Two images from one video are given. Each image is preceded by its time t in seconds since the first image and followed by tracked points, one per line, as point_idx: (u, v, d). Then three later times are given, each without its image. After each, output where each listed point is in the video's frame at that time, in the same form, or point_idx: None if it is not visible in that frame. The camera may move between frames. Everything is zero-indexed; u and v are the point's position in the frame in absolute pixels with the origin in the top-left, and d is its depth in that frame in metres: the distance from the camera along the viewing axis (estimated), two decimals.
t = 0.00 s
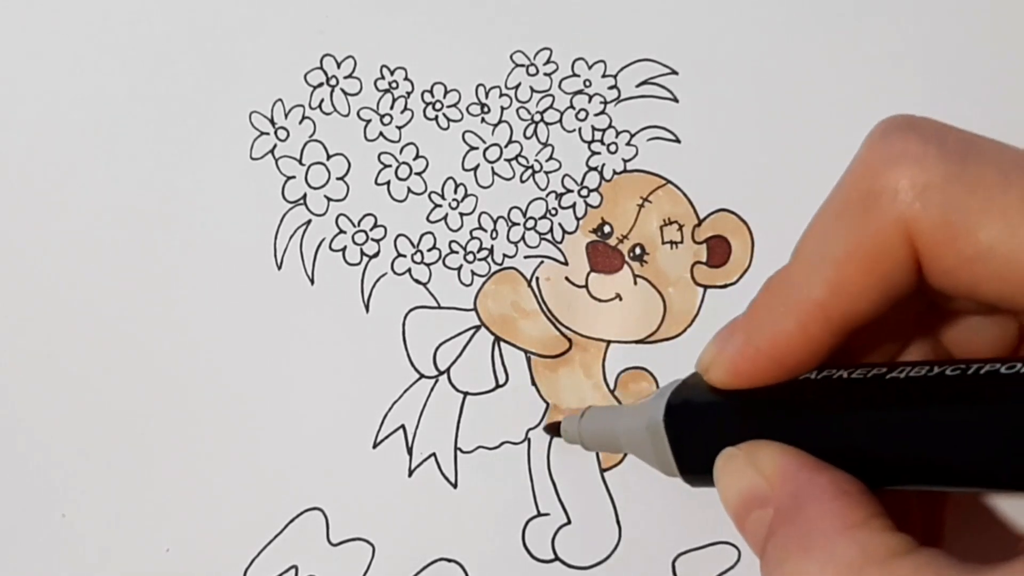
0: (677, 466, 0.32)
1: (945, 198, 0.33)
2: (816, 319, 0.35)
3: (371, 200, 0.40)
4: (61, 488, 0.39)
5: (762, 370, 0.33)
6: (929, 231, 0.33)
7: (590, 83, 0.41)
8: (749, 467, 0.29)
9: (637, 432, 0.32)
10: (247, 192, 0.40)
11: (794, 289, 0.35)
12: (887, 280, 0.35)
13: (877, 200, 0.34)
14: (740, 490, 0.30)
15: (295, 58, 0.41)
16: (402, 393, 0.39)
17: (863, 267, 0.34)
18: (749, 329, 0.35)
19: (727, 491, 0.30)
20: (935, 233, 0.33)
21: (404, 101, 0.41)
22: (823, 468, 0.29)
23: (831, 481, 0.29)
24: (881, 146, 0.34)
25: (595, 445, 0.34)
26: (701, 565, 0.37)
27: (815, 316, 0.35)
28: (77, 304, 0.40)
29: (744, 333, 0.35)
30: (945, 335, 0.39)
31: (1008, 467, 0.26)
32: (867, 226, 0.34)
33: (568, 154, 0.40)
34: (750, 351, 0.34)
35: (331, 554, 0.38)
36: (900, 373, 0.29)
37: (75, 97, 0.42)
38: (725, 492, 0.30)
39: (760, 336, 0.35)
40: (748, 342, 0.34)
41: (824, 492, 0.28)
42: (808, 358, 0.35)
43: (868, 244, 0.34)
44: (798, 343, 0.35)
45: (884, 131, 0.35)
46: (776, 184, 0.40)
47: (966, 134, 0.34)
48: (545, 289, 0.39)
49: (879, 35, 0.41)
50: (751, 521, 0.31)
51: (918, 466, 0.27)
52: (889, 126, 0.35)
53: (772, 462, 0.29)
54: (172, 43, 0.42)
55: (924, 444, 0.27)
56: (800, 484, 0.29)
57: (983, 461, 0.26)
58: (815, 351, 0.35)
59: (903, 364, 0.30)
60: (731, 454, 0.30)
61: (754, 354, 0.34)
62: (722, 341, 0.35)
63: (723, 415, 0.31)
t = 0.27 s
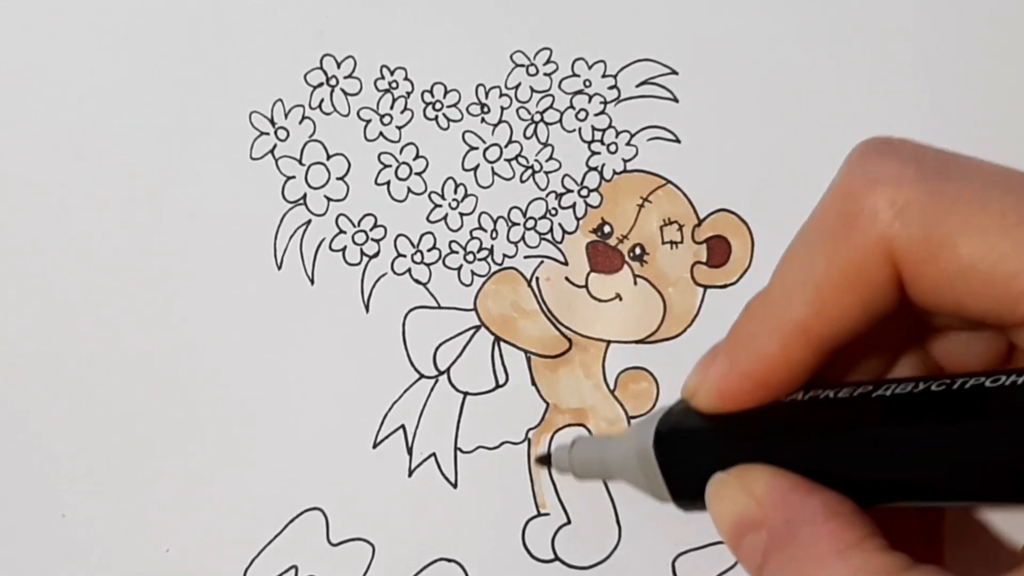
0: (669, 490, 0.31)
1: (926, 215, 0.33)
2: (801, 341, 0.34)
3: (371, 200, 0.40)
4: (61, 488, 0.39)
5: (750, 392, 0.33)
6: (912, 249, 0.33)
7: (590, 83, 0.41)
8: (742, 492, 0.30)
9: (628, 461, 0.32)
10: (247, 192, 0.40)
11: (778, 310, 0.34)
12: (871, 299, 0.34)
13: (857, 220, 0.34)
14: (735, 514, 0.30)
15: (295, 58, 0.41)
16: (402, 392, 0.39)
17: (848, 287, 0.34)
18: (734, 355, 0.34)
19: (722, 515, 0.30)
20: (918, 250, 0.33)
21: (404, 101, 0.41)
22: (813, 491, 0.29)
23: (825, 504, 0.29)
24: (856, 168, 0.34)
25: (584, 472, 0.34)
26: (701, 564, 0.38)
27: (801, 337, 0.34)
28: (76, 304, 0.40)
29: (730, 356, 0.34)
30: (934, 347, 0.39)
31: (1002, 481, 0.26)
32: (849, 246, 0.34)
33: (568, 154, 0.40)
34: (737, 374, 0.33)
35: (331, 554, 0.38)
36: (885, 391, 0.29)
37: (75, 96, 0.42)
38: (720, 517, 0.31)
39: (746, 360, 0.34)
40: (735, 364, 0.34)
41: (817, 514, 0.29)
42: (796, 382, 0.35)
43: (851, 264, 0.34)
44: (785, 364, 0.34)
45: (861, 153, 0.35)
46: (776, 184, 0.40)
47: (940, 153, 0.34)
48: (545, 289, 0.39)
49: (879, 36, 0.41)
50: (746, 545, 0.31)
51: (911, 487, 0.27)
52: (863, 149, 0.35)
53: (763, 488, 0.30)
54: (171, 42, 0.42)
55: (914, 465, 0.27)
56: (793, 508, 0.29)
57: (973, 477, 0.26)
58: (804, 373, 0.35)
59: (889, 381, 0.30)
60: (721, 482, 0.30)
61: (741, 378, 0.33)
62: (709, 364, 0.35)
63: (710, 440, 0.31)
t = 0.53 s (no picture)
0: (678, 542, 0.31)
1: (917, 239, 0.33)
2: (803, 377, 0.34)
3: (371, 200, 0.40)
4: (60, 488, 0.39)
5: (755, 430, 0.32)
6: (905, 278, 0.33)
7: (590, 83, 0.41)
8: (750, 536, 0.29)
9: (635, 511, 0.32)
10: (247, 192, 0.40)
11: (777, 347, 0.35)
12: (869, 330, 0.34)
13: (851, 252, 0.34)
14: (742, 562, 0.29)
15: (295, 58, 0.41)
16: (402, 392, 0.39)
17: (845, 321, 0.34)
18: (737, 391, 0.34)
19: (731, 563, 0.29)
20: (912, 278, 0.33)
21: (404, 101, 0.41)
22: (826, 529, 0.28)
23: (836, 544, 0.28)
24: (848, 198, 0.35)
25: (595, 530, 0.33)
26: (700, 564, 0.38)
27: (801, 373, 0.34)
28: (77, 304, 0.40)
29: (733, 393, 0.34)
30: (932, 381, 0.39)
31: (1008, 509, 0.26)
32: (844, 280, 0.34)
33: (568, 154, 0.40)
34: (741, 411, 0.33)
35: (331, 554, 0.38)
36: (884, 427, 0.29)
37: (75, 96, 0.42)
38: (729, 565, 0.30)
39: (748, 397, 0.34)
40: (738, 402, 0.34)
41: (829, 553, 0.28)
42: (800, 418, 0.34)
43: (847, 297, 0.34)
44: (789, 402, 0.34)
45: (852, 185, 0.35)
46: (776, 184, 0.40)
47: (929, 179, 0.35)
48: (544, 289, 0.39)
49: (879, 36, 0.41)
50: None
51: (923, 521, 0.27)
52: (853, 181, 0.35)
53: (773, 532, 0.29)
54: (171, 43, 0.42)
55: (920, 498, 0.27)
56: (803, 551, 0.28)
57: (983, 501, 0.26)
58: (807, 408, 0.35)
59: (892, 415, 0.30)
60: (732, 524, 0.29)
61: (745, 414, 0.33)
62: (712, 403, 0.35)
63: (721, 482, 0.30)
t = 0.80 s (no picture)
0: None
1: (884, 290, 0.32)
2: (779, 423, 0.33)
3: (371, 200, 0.40)
4: (60, 488, 0.39)
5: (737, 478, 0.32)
6: (875, 326, 0.32)
7: (590, 83, 0.41)
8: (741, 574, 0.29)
9: (627, 548, 0.31)
10: (247, 191, 0.40)
11: (752, 395, 0.34)
12: (843, 376, 0.33)
13: (816, 305, 0.32)
14: None
15: (295, 58, 0.41)
16: (402, 392, 0.39)
17: (818, 370, 0.33)
18: (715, 441, 0.34)
19: None
20: (883, 326, 0.32)
21: (404, 101, 0.41)
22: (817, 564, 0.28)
23: None
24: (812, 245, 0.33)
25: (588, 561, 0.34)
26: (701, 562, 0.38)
27: (776, 421, 0.33)
28: (76, 303, 0.40)
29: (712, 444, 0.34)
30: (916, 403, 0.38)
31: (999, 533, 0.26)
32: (812, 331, 0.32)
33: (568, 154, 0.40)
34: (723, 459, 0.33)
35: (331, 554, 0.38)
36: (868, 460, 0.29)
37: (75, 96, 0.42)
38: None
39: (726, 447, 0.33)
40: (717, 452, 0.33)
41: None
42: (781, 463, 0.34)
43: (816, 347, 0.33)
44: (767, 448, 0.33)
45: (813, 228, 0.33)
46: (776, 184, 0.40)
47: (891, 221, 0.33)
48: (544, 289, 0.39)
49: (879, 36, 0.41)
50: None
51: (910, 554, 0.27)
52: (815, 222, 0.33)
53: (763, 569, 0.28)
54: (172, 43, 0.42)
55: (908, 530, 0.27)
56: None
57: (970, 534, 0.26)
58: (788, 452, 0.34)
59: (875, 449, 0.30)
60: (722, 564, 0.29)
61: (726, 463, 0.33)
62: (694, 450, 0.34)
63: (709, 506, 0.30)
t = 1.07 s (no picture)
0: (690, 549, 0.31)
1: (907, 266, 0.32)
2: (798, 397, 0.33)
3: (371, 200, 0.40)
4: (59, 487, 0.39)
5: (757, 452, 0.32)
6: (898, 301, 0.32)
7: (590, 83, 0.41)
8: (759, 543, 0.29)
9: (645, 519, 0.32)
10: (247, 192, 0.40)
11: (771, 369, 0.33)
12: (863, 350, 0.33)
13: (838, 277, 0.32)
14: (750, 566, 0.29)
15: (295, 58, 0.41)
16: (402, 392, 0.39)
17: (838, 343, 0.33)
18: (732, 414, 0.34)
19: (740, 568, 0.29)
20: (905, 300, 0.32)
21: (404, 101, 0.41)
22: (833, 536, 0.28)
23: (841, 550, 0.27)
24: (834, 218, 0.33)
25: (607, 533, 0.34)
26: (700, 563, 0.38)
27: (795, 396, 0.33)
28: (76, 303, 0.40)
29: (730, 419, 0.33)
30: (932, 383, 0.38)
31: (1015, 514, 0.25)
32: (835, 304, 0.32)
33: (568, 154, 0.40)
34: (741, 433, 0.33)
35: (331, 554, 0.38)
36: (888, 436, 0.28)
37: (75, 96, 0.42)
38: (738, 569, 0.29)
39: (744, 421, 0.33)
40: (736, 427, 0.33)
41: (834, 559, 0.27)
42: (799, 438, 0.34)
43: (838, 320, 0.33)
44: (785, 422, 0.33)
45: (836, 199, 0.33)
46: (776, 184, 0.40)
47: (917, 195, 0.33)
48: (544, 289, 0.39)
49: (880, 36, 0.41)
50: None
51: (921, 530, 0.27)
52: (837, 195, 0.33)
53: (781, 539, 0.28)
54: (171, 43, 0.42)
55: (920, 505, 0.27)
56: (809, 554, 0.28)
57: (983, 512, 0.26)
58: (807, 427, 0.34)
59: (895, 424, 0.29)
60: (741, 532, 0.29)
61: (744, 437, 0.32)
62: (710, 428, 0.34)
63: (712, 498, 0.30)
